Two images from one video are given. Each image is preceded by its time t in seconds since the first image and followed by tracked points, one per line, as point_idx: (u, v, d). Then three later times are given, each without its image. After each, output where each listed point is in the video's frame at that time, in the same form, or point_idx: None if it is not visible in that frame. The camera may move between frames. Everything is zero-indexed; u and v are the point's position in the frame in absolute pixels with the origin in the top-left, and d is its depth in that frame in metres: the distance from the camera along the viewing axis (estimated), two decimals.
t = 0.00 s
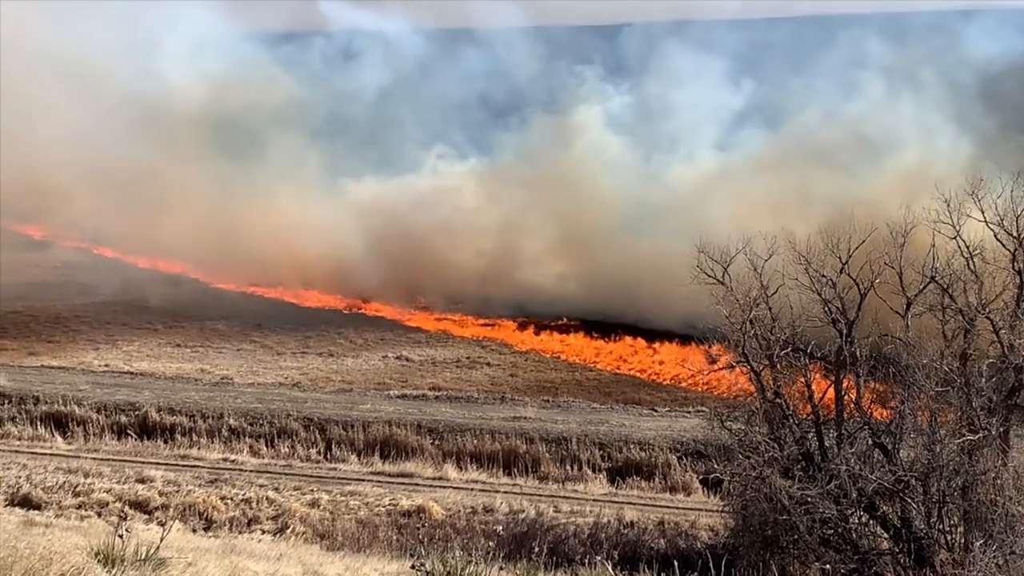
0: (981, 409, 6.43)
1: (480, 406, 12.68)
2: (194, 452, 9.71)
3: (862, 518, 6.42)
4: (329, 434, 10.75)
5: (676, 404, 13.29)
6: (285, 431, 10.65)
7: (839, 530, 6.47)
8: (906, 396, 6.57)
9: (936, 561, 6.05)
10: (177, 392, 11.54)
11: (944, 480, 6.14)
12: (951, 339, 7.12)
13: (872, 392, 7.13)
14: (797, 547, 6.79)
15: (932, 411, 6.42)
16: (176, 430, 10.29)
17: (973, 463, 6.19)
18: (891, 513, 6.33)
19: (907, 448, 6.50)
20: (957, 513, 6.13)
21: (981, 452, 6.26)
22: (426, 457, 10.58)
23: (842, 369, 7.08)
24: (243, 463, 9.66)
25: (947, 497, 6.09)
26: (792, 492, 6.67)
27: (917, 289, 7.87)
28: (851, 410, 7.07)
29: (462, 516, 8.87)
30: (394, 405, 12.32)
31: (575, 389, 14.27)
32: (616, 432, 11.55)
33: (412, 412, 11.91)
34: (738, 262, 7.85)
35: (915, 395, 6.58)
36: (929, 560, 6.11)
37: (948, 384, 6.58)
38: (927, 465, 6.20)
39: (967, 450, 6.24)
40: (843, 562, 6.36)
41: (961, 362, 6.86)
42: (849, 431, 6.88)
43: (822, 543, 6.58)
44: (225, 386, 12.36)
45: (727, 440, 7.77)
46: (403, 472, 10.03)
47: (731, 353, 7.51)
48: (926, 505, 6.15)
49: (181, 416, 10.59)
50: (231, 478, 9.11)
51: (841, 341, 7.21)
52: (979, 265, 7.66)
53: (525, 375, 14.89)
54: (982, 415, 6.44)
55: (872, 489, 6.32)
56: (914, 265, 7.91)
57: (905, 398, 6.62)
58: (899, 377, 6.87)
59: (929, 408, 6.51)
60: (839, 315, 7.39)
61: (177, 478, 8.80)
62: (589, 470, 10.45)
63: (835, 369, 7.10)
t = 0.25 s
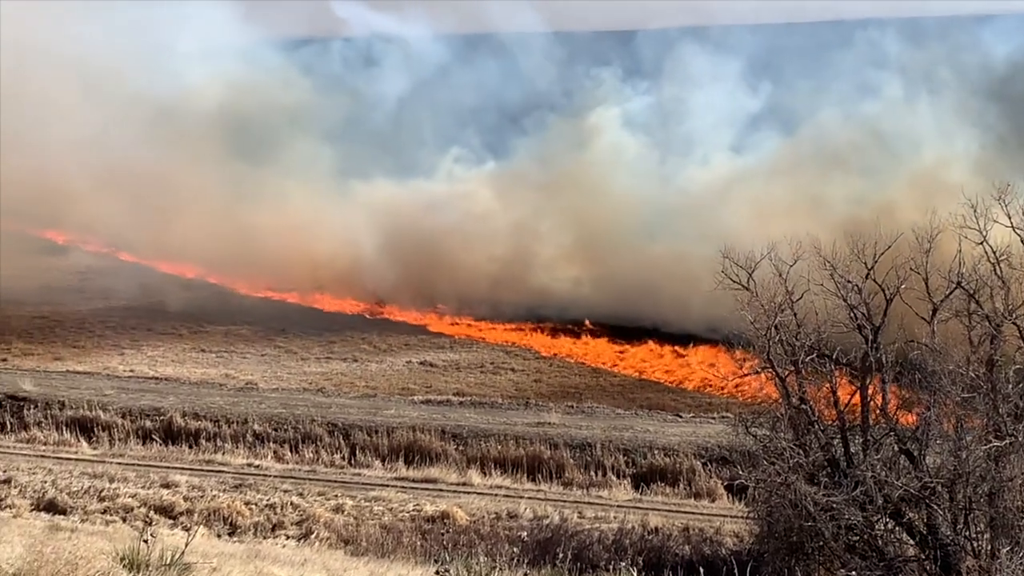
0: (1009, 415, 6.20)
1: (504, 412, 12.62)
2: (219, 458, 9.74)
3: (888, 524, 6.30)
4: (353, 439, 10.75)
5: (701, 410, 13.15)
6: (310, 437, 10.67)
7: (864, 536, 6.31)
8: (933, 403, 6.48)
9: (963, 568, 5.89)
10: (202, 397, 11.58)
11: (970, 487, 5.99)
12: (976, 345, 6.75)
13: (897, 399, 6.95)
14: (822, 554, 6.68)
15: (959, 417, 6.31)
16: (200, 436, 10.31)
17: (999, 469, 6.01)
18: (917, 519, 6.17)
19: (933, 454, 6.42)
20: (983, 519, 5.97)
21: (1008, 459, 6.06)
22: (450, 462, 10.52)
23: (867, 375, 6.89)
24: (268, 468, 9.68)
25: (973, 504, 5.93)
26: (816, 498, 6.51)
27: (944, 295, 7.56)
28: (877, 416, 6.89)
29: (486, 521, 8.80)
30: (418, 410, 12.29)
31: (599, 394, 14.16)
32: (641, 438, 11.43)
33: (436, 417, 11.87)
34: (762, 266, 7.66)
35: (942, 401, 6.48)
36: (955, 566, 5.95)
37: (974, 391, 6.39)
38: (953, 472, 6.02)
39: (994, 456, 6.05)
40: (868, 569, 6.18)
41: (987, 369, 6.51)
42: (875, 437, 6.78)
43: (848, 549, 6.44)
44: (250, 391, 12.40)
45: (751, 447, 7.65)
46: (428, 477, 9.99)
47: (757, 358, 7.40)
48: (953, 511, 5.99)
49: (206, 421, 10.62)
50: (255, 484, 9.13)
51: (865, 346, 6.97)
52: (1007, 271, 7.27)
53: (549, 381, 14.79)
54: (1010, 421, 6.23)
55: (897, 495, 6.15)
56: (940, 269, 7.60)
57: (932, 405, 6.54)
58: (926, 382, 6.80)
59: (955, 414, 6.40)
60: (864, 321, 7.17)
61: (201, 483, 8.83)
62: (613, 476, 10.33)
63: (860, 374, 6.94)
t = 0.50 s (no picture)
0: None
1: (529, 418, 12.55)
2: (244, 463, 9.76)
3: (915, 531, 6.26)
4: (378, 445, 10.74)
5: (727, 416, 12.95)
6: (335, 442, 10.67)
7: (891, 543, 6.24)
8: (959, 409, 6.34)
9: None
10: (228, 402, 11.62)
11: (998, 494, 6.04)
12: (1004, 351, 6.56)
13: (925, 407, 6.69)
14: (848, 561, 6.50)
15: (986, 424, 6.21)
16: (226, 441, 10.35)
17: None
18: (945, 525, 6.19)
19: (960, 460, 6.32)
20: (1012, 527, 6.02)
21: None
22: (476, 468, 10.48)
23: (894, 381, 6.67)
24: (293, 474, 9.70)
25: (1000, 511, 6.00)
26: (843, 504, 6.38)
27: (970, 301, 7.33)
28: (903, 422, 6.72)
29: (511, 527, 8.75)
30: (443, 416, 12.26)
31: (624, 400, 14.04)
32: (666, 444, 11.31)
33: (461, 423, 11.82)
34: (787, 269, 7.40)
35: (969, 407, 6.35)
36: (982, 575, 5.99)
37: (1002, 396, 6.30)
38: (980, 478, 6.09)
39: (1021, 462, 6.12)
40: None
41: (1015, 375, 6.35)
42: (901, 444, 6.60)
43: (873, 556, 6.33)
44: (275, 396, 12.43)
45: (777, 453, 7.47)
46: (453, 483, 9.95)
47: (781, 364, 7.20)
48: (980, 518, 6.04)
49: (231, 426, 10.65)
50: (281, 489, 9.15)
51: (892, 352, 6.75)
52: None
53: (574, 387, 14.70)
54: None
55: (924, 502, 6.16)
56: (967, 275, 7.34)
57: (958, 410, 6.40)
58: (952, 388, 6.60)
59: (982, 421, 6.28)
60: (890, 327, 6.93)
61: (227, 488, 8.86)
62: (638, 482, 10.23)
63: (885, 381, 6.71)
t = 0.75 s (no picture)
0: None
1: (548, 422, 12.48)
2: (264, 466, 9.78)
3: (935, 535, 6.22)
4: (397, 448, 10.72)
5: (747, 420, 12.82)
6: (354, 446, 10.67)
7: (912, 548, 6.20)
8: (979, 413, 6.23)
9: None
10: (248, 406, 11.64)
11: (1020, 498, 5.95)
12: None
13: (944, 410, 6.60)
14: (869, 566, 6.34)
15: (1008, 429, 6.11)
16: (245, 445, 10.36)
17: None
18: (965, 530, 6.14)
19: (981, 465, 6.25)
20: None
21: None
22: (495, 472, 10.44)
23: (913, 387, 6.63)
24: (312, 477, 9.70)
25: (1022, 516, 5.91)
26: (863, 509, 6.30)
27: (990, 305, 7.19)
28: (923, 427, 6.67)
29: (531, 531, 8.69)
30: (462, 420, 12.22)
31: (643, 404, 13.94)
32: (686, 448, 11.20)
33: (480, 427, 11.78)
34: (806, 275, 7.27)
35: (991, 412, 6.21)
36: None
37: None
38: (1001, 483, 5.99)
39: None
40: None
41: None
42: (921, 448, 6.51)
43: (894, 561, 6.25)
44: (294, 400, 12.44)
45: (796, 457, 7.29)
46: (472, 487, 9.91)
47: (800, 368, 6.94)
48: (1001, 523, 5.98)
49: (250, 430, 10.66)
50: (300, 492, 9.16)
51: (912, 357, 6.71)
52: None
53: (594, 391, 14.61)
54: None
55: (944, 506, 6.11)
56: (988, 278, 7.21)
57: (979, 415, 6.29)
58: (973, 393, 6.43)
59: (1003, 426, 6.17)
60: (911, 331, 6.82)
61: (247, 492, 8.87)
62: (658, 487, 10.13)
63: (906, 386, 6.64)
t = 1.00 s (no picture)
0: None
1: (568, 425, 12.42)
2: (284, 469, 9.79)
3: (955, 539, 6.06)
4: (417, 452, 10.71)
5: (767, 424, 12.69)
6: (373, 449, 10.67)
7: (933, 552, 6.03)
8: (1001, 418, 6.15)
9: None
10: (267, 409, 11.66)
11: None
12: None
13: (965, 415, 6.43)
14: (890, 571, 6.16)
15: None
16: (265, 448, 10.39)
17: None
18: (986, 534, 6.03)
19: (1001, 470, 6.20)
20: None
21: None
22: (514, 475, 10.40)
23: (934, 391, 6.41)
24: (332, 480, 9.70)
25: None
26: (884, 513, 6.15)
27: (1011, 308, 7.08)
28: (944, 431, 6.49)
29: (550, 535, 8.64)
30: (482, 423, 12.19)
31: (663, 407, 13.83)
32: (706, 452, 11.10)
33: (500, 430, 11.73)
34: (826, 278, 7.14)
35: (1013, 416, 6.17)
36: None
37: None
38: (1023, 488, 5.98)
39: None
40: None
41: None
42: (942, 452, 6.40)
43: (914, 566, 6.07)
44: (314, 403, 12.46)
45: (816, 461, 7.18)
46: (492, 490, 9.88)
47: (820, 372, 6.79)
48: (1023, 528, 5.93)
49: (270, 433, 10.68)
50: (320, 495, 9.17)
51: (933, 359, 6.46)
52: None
53: (613, 394, 14.52)
54: None
55: (966, 511, 5.97)
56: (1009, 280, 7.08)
57: (1001, 419, 6.21)
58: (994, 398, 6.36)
59: None
60: (930, 335, 6.70)
61: (266, 495, 8.89)
62: (677, 490, 10.05)
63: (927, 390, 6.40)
